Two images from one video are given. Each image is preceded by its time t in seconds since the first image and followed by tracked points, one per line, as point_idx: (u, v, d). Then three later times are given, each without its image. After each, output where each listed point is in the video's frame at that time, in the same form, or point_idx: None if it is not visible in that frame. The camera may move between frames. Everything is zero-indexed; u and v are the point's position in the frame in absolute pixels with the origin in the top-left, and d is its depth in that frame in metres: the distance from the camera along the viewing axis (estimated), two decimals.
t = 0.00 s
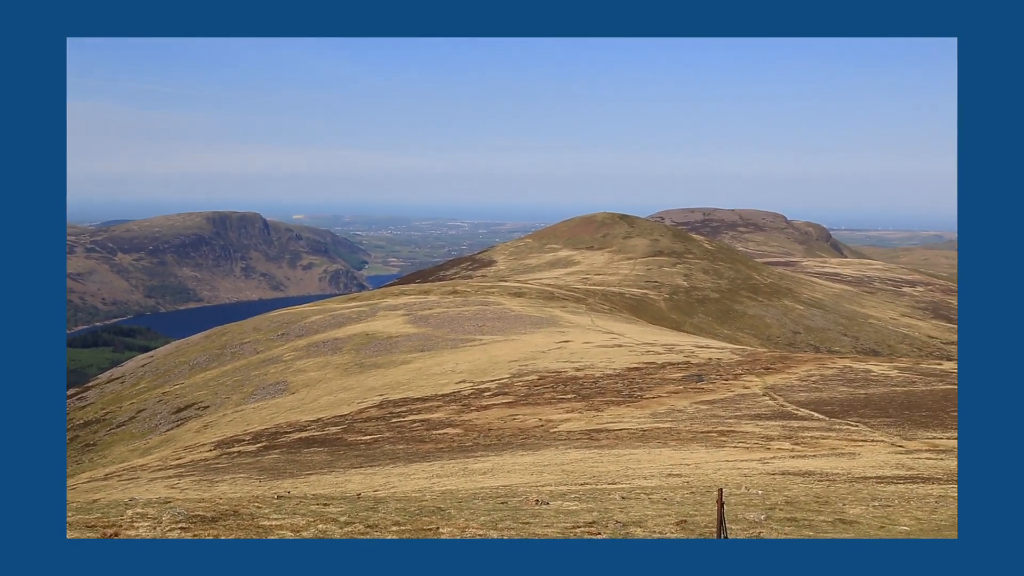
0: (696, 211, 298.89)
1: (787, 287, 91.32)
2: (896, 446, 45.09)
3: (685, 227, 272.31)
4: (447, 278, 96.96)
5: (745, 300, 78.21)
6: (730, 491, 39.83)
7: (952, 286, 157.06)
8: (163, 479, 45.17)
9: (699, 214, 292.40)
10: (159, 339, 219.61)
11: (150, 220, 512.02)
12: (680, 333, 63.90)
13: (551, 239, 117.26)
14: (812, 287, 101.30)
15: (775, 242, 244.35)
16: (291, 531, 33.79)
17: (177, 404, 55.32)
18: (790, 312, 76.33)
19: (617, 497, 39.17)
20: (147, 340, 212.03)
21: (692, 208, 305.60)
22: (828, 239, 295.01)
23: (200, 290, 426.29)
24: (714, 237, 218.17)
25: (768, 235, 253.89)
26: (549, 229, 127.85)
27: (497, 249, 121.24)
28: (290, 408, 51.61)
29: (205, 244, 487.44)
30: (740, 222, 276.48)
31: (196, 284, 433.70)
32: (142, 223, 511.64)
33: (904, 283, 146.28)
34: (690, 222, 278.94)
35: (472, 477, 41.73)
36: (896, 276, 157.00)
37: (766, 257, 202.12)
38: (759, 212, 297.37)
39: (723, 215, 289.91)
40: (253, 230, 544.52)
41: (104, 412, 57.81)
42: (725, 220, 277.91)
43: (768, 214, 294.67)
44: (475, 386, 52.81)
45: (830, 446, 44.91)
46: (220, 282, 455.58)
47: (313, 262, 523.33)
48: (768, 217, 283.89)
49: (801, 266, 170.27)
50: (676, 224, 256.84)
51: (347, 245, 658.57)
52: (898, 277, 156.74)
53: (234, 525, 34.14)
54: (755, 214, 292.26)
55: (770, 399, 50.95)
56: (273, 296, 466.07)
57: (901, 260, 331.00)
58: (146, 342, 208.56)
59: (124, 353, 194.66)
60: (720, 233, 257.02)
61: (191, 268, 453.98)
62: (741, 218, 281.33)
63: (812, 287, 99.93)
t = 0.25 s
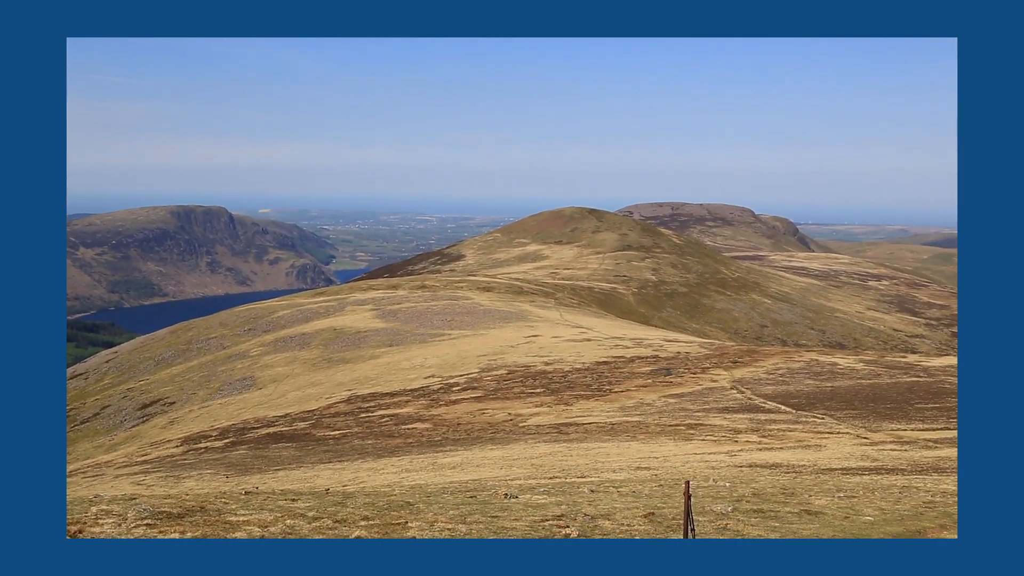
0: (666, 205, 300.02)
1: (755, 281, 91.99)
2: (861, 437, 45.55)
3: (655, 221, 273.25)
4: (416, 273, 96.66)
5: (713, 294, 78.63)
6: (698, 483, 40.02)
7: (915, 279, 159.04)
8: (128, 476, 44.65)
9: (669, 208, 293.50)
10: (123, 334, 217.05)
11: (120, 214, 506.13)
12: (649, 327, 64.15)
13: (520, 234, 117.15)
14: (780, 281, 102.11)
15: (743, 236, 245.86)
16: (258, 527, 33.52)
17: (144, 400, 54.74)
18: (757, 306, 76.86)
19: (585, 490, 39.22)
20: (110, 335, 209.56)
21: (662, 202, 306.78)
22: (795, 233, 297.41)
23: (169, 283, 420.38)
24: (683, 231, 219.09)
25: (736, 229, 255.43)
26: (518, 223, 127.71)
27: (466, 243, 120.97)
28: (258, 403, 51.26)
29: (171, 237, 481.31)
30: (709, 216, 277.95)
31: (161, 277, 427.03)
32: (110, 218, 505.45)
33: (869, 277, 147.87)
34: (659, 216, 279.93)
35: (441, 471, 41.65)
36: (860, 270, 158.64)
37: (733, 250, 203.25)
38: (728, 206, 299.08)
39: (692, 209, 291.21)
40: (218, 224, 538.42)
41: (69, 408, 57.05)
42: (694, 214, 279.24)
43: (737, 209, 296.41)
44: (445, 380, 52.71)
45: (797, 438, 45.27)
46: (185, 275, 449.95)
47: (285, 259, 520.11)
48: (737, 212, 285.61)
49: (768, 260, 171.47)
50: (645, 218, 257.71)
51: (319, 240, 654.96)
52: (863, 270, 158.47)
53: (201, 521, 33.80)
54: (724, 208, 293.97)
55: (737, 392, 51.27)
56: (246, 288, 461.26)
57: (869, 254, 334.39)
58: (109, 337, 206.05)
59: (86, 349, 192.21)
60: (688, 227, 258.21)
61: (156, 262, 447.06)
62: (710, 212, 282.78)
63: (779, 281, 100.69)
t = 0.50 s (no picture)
0: (645, 202, 300.58)
1: (735, 277, 92.34)
2: (840, 432, 45.74)
3: (634, 218, 273.60)
4: (395, 269, 96.42)
5: (693, 290, 78.81)
6: (677, 479, 40.09)
7: (892, 274, 160.02)
8: (105, 474, 44.30)
9: (648, 204, 294.11)
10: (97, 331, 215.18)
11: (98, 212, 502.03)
12: (629, 323, 64.23)
13: (499, 230, 117.04)
14: (759, 277, 102.52)
15: (722, 233, 246.64)
16: (237, 525, 33.32)
17: (122, 398, 54.34)
18: (736, 302, 77.14)
19: (566, 487, 39.21)
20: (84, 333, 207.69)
21: (641, 199, 307.38)
22: (774, 229, 298.43)
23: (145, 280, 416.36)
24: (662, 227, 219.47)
25: (715, 226, 256.08)
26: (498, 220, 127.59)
27: (445, 240, 120.74)
28: (237, 401, 51.00)
29: (148, 236, 477.26)
30: (688, 212, 278.76)
31: (137, 274, 422.80)
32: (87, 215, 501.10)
33: (847, 272, 148.57)
34: (639, 212, 280.29)
35: (421, 468, 41.55)
36: (837, 265, 159.43)
37: (711, 246, 203.89)
38: (707, 203, 300.05)
39: (671, 205, 291.87)
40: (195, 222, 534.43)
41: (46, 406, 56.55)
42: (673, 211, 280.02)
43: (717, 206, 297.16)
44: (425, 377, 52.58)
45: (776, 434, 45.42)
46: (163, 274, 446.42)
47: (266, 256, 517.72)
48: (717, 208, 286.53)
49: (747, 256, 172.01)
50: (624, 215, 258.12)
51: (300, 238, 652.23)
52: (840, 266, 159.23)
53: (179, 519, 33.54)
54: (704, 205, 294.79)
55: (716, 388, 51.41)
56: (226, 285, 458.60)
57: (848, 250, 336.04)
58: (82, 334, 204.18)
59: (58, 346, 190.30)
60: (668, 223, 258.73)
61: (133, 260, 443.13)
62: (690, 209, 283.61)
63: (759, 277, 101.08)
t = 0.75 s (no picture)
0: (629, 200, 300.69)
1: (718, 275, 92.50)
2: (822, 429, 45.82)
3: (618, 216, 273.53)
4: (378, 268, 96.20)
5: (675, 288, 78.92)
6: (660, 477, 40.08)
7: (873, 271, 160.72)
8: (85, 475, 44.00)
9: (632, 203, 294.27)
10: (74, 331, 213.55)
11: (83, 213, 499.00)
12: (611, 321, 64.26)
13: (481, 228, 116.82)
14: (742, 275, 102.77)
15: (706, 231, 247.01)
16: (218, 525, 33.10)
17: (103, 398, 54.02)
18: (719, 300, 77.27)
19: (548, 485, 39.13)
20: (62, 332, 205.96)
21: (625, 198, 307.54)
22: (757, 228, 299.10)
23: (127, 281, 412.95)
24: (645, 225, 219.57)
25: (699, 224, 256.42)
26: (480, 218, 127.33)
27: (427, 238, 120.49)
28: (219, 401, 50.80)
29: (133, 237, 474.59)
30: (672, 210, 279.11)
31: (118, 275, 419.33)
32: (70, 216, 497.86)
33: (828, 270, 149.14)
34: (624, 211, 280.45)
35: (403, 466, 41.44)
36: (818, 262, 159.99)
37: (693, 244, 204.15)
38: (691, 201, 300.45)
39: (655, 203, 292.01)
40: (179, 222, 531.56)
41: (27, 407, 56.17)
42: (657, 209, 280.35)
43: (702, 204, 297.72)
44: (408, 376, 52.47)
45: (759, 431, 45.45)
46: (147, 274, 443.44)
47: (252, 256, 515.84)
48: (700, 207, 286.89)
49: (729, 254, 172.34)
50: (607, 213, 258.12)
51: (287, 238, 650.07)
52: (821, 263, 159.78)
53: (159, 519, 33.30)
54: (688, 203, 295.22)
55: (698, 385, 51.45)
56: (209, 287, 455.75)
57: (831, 248, 337.28)
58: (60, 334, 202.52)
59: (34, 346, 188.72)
60: (651, 221, 258.88)
61: (113, 261, 439.45)
62: (673, 207, 283.89)
63: (741, 275, 101.30)
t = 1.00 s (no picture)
0: (608, 200, 300.94)
1: (697, 275, 92.91)
2: (801, 428, 46.08)
3: (597, 216, 273.88)
4: (358, 269, 95.99)
5: (656, 288, 79.17)
6: (641, 477, 40.19)
7: (851, 271, 161.92)
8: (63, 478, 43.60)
9: (611, 203, 294.83)
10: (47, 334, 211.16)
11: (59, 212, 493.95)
12: (592, 321, 64.39)
13: (462, 228, 116.71)
14: (721, 274, 103.22)
15: (685, 230, 247.78)
16: (197, 528, 32.85)
17: (80, 400, 53.56)
18: (699, 299, 77.59)
19: (529, 486, 39.16)
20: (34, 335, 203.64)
21: (605, 197, 308.02)
22: (736, 227, 300.46)
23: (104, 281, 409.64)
24: (625, 225, 220.13)
25: (678, 224, 257.32)
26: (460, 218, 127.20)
27: (407, 239, 120.20)
28: (198, 402, 50.51)
29: (110, 237, 470.25)
30: (651, 210, 279.84)
31: (95, 274, 415.21)
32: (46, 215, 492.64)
33: (806, 269, 150.09)
34: (604, 210, 280.98)
35: (384, 468, 41.34)
36: (796, 262, 160.89)
37: (672, 244, 204.67)
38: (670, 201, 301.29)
39: (635, 203, 292.62)
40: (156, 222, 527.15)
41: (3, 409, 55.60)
42: (636, 209, 280.98)
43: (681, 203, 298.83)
44: (389, 377, 52.35)
45: (739, 431, 45.65)
46: (123, 273, 439.48)
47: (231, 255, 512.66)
48: (679, 206, 287.86)
49: (708, 254, 173.07)
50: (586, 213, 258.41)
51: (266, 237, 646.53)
52: (799, 263, 160.67)
53: (138, 523, 33.02)
54: (668, 202, 296.26)
55: (679, 385, 51.65)
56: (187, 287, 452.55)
57: (810, 247, 339.43)
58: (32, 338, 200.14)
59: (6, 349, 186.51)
60: (630, 222, 259.40)
61: (89, 260, 435.04)
62: (653, 207, 284.67)
63: (721, 274, 101.75)
